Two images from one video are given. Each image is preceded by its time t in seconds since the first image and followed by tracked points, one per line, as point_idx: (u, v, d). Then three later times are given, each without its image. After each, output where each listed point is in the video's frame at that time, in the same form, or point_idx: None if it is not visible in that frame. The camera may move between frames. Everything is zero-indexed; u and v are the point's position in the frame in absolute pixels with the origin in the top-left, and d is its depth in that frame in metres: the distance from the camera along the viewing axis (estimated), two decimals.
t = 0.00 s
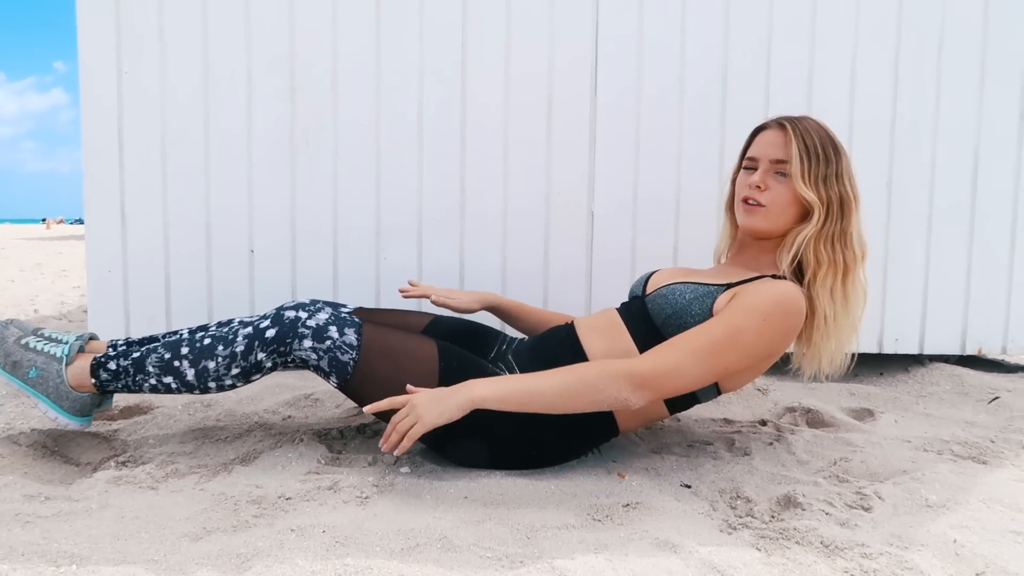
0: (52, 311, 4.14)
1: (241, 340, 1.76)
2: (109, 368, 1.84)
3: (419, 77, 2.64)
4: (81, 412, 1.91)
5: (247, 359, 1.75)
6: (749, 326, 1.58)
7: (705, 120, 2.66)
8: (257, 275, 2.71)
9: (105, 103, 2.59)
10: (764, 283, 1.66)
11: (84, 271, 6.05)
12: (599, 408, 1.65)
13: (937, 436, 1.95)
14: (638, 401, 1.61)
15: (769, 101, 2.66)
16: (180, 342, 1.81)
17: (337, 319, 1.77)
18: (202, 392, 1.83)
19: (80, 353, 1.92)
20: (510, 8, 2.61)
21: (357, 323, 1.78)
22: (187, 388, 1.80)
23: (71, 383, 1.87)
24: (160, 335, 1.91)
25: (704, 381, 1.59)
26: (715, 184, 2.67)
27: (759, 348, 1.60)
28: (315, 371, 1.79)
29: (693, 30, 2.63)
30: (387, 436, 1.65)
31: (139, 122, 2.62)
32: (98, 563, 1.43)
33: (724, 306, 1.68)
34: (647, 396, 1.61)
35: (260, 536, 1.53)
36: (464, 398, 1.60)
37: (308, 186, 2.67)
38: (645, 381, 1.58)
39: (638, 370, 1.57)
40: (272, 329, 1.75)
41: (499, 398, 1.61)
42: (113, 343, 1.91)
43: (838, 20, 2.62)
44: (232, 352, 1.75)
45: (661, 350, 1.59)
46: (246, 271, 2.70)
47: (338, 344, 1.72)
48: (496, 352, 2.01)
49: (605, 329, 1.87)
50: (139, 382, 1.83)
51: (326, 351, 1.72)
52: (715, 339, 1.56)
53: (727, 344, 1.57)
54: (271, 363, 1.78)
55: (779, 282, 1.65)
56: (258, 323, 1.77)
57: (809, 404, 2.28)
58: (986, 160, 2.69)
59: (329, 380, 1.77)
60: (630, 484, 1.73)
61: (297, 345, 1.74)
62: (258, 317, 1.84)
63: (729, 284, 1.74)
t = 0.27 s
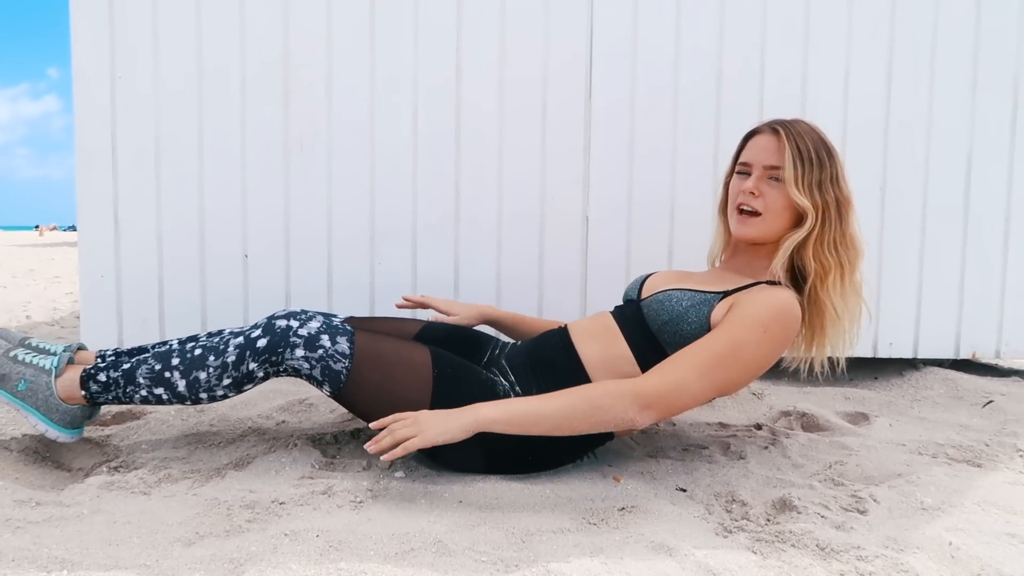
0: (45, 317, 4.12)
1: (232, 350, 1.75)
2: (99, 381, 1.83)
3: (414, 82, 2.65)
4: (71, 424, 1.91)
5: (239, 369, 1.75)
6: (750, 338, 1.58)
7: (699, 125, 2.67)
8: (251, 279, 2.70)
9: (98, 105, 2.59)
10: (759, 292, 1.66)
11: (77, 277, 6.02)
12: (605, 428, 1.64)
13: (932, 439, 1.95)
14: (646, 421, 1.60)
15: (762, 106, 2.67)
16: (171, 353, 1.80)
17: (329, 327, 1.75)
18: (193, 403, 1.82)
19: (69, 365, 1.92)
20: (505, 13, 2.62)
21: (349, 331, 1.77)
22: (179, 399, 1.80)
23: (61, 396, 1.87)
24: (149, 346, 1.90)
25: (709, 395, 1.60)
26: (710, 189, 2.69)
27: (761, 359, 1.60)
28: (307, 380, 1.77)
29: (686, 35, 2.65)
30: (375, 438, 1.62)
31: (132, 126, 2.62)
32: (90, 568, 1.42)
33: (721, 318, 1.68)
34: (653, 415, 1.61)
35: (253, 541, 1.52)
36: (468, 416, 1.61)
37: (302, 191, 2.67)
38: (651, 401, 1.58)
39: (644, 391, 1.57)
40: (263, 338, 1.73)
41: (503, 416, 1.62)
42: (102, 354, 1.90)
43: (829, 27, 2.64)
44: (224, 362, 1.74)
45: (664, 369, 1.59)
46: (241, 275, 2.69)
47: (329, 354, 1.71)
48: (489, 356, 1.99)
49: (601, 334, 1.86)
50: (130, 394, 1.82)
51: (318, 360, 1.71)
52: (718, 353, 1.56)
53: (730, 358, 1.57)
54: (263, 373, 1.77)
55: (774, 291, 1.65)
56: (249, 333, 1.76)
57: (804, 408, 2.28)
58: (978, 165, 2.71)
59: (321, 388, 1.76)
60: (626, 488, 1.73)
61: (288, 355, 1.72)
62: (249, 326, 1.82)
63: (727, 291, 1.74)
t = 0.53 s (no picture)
0: (40, 318, 4.12)
1: (227, 347, 1.75)
2: (94, 379, 1.83)
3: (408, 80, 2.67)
4: (66, 423, 1.92)
5: (234, 366, 1.75)
6: (738, 322, 1.60)
7: (691, 123, 2.69)
8: (247, 277, 2.71)
9: (94, 105, 2.61)
10: (753, 282, 1.68)
11: (73, 279, 6.03)
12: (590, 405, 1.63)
13: (923, 431, 1.97)
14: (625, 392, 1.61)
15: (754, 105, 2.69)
16: (166, 351, 1.81)
17: (323, 323, 1.77)
18: (189, 400, 1.83)
19: (64, 365, 1.93)
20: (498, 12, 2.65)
21: (343, 327, 1.78)
22: (174, 397, 1.80)
23: (56, 395, 1.87)
24: (144, 345, 1.91)
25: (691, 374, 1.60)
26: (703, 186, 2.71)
27: (747, 344, 1.61)
28: (302, 376, 1.79)
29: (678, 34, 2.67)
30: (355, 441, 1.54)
31: (127, 125, 2.64)
32: (85, 559, 1.43)
33: (712, 304, 1.70)
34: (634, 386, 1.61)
35: (249, 532, 1.53)
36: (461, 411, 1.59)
37: (297, 188, 2.69)
38: (633, 371, 1.59)
39: (625, 359, 1.59)
40: (258, 335, 1.75)
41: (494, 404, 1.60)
42: (97, 353, 1.91)
43: (819, 26, 2.67)
44: (219, 359, 1.75)
45: (649, 343, 1.61)
46: (237, 273, 2.71)
47: (324, 349, 1.72)
48: (484, 351, 2.00)
49: (596, 329, 1.87)
50: (125, 392, 1.82)
51: (313, 356, 1.73)
52: (705, 331, 1.59)
53: (716, 340, 1.58)
54: (258, 369, 1.78)
55: (767, 282, 1.67)
56: (244, 330, 1.77)
57: (797, 402, 2.30)
58: (968, 162, 2.74)
59: (316, 384, 1.77)
60: (619, 480, 1.74)
61: (283, 351, 1.74)
62: (243, 323, 1.84)
63: (720, 284, 1.76)
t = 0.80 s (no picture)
0: (45, 311, 4.14)
1: (233, 341, 1.77)
2: (102, 373, 1.84)
3: (411, 75, 2.68)
4: (75, 417, 1.93)
5: (240, 359, 1.77)
6: (737, 315, 1.61)
7: (693, 118, 2.71)
8: (252, 271, 2.73)
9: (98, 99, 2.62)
10: (754, 278, 1.69)
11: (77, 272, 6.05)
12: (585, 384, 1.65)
13: (922, 426, 1.99)
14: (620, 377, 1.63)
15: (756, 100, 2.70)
16: (172, 345, 1.83)
17: (327, 317, 1.79)
18: (196, 393, 1.84)
19: (72, 360, 1.94)
20: (501, 8, 2.65)
21: (348, 320, 1.80)
22: (181, 390, 1.82)
23: (65, 389, 1.89)
24: (150, 340, 1.94)
25: (686, 365, 1.62)
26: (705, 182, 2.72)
27: (744, 338, 1.63)
28: (307, 369, 1.80)
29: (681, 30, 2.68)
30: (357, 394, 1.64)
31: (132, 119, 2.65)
32: (97, 549, 1.45)
33: (712, 297, 1.71)
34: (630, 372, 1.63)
35: (256, 523, 1.55)
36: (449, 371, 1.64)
37: (301, 183, 2.70)
38: (628, 357, 1.61)
39: (623, 345, 1.60)
40: (263, 328, 1.76)
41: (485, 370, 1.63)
42: (105, 347, 1.93)
43: (822, 22, 2.68)
44: (225, 352, 1.77)
45: (648, 330, 1.63)
46: (241, 267, 2.73)
47: (329, 342, 1.74)
48: (487, 345, 2.03)
49: (595, 322, 1.89)
50: (132, 386, 1.84)
51: (318, 349, 1.74)
52: (704, 322, 1.60)
53: (713, 332, 1.60)
54: (264, 362, 1.79)
55: (769, 278, 1.69)
56: (249, 324, 1.79)
57: (797, 396, 2.32)
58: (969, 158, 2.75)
59: (321, 377, 1.79)
60: (620, 473, 1.76)
61: (288, 344, 1.74)
62: (248, 317, 1.85)
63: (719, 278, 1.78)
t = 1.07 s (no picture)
0: (69, 309, 4.21)
1: (255, 343, 1.80)
2: (127, 376, 1.88)
3: (429, 75, 2.70)
4: (102, 419, 1.97)
5: (262, 361, 1.80)
6: (756, 317, 1.62)
7: (711, 117, 2.70)
8: (273, 270, 2.77)
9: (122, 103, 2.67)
10: (774, 281, 1.70)
11: (100, 271, 6.16)
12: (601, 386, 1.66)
13: (943, 426, 1.98)
14: (638, 378, 1.64)
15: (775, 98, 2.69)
16: (195, 347, 1.86)
17: (347, 318, 1.81)
18: (219, 395, 1.87)
19: (98, 362, 1.98)
20: (519, 8, 2.66)
21: (367, 322, 1.82)
22: (204, 392, 1.85)
23: (91, 392, 1.93)
24: (174, 342, 1.97)
25: (705, 367, 1.62)
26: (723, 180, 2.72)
27: (763, 340, 1.63)
28: (327, 370, 1.83)
29: (699, 28, 2.67)
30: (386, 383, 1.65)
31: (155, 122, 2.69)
32: (126, 545, 1.48)
33: (732, 300, 1.72)
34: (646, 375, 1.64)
35: (280, 520, 1.58)
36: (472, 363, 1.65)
37: (321, 184, 2.73)
38: (647, 358, 1.61)
39: (642, 347, 1.61)
40: (285, 330, 1.79)
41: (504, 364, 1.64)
42: (129, 349, 1.96)
43: (842, 18, 2.66)
44: (247, 354, 1.80)
45: (668, 332, 1.63)
46: (263, 267, 2.76)
47: (349, 343, 1.76)
48: (506, 345, 2.04)
49: (615, 322, 1.90)
50: (157, 388, 1.87)
51: (338, 350, 1.76)
52: (723, 323, 1.61)
53: (732, 333, 1.60)
54: (286, 364, 1.82)
55: (789, 280, 1.69)
56: (271, 326, 1.82)
57: (816, 396, 2.32)
58: (991, 155, 2.72)
59: (342, 377, 1.82)
60: (640, 472, 1.77)
61: (309, 345, 1.77)
62: (270, 319, 1.88)
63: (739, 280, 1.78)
